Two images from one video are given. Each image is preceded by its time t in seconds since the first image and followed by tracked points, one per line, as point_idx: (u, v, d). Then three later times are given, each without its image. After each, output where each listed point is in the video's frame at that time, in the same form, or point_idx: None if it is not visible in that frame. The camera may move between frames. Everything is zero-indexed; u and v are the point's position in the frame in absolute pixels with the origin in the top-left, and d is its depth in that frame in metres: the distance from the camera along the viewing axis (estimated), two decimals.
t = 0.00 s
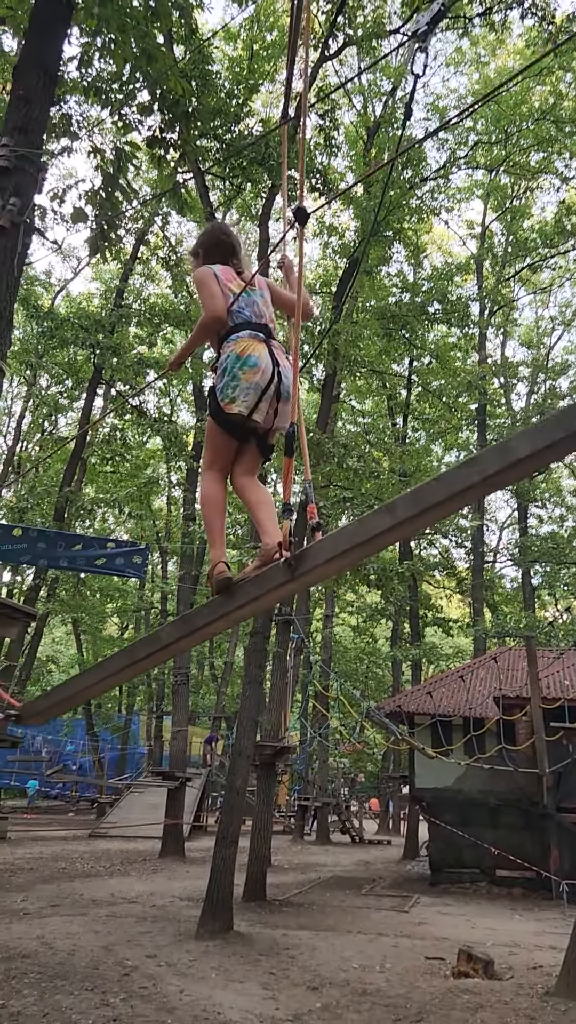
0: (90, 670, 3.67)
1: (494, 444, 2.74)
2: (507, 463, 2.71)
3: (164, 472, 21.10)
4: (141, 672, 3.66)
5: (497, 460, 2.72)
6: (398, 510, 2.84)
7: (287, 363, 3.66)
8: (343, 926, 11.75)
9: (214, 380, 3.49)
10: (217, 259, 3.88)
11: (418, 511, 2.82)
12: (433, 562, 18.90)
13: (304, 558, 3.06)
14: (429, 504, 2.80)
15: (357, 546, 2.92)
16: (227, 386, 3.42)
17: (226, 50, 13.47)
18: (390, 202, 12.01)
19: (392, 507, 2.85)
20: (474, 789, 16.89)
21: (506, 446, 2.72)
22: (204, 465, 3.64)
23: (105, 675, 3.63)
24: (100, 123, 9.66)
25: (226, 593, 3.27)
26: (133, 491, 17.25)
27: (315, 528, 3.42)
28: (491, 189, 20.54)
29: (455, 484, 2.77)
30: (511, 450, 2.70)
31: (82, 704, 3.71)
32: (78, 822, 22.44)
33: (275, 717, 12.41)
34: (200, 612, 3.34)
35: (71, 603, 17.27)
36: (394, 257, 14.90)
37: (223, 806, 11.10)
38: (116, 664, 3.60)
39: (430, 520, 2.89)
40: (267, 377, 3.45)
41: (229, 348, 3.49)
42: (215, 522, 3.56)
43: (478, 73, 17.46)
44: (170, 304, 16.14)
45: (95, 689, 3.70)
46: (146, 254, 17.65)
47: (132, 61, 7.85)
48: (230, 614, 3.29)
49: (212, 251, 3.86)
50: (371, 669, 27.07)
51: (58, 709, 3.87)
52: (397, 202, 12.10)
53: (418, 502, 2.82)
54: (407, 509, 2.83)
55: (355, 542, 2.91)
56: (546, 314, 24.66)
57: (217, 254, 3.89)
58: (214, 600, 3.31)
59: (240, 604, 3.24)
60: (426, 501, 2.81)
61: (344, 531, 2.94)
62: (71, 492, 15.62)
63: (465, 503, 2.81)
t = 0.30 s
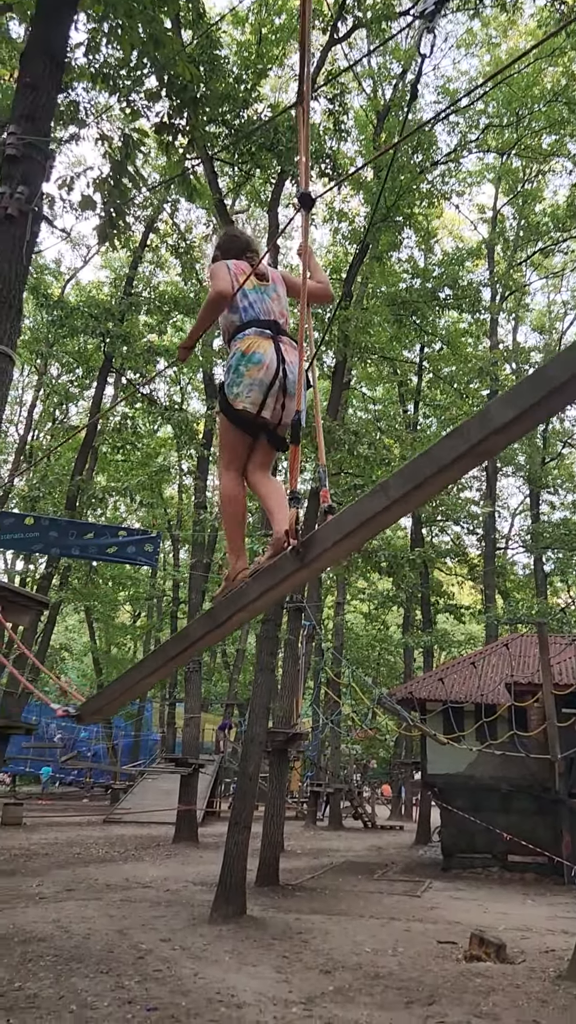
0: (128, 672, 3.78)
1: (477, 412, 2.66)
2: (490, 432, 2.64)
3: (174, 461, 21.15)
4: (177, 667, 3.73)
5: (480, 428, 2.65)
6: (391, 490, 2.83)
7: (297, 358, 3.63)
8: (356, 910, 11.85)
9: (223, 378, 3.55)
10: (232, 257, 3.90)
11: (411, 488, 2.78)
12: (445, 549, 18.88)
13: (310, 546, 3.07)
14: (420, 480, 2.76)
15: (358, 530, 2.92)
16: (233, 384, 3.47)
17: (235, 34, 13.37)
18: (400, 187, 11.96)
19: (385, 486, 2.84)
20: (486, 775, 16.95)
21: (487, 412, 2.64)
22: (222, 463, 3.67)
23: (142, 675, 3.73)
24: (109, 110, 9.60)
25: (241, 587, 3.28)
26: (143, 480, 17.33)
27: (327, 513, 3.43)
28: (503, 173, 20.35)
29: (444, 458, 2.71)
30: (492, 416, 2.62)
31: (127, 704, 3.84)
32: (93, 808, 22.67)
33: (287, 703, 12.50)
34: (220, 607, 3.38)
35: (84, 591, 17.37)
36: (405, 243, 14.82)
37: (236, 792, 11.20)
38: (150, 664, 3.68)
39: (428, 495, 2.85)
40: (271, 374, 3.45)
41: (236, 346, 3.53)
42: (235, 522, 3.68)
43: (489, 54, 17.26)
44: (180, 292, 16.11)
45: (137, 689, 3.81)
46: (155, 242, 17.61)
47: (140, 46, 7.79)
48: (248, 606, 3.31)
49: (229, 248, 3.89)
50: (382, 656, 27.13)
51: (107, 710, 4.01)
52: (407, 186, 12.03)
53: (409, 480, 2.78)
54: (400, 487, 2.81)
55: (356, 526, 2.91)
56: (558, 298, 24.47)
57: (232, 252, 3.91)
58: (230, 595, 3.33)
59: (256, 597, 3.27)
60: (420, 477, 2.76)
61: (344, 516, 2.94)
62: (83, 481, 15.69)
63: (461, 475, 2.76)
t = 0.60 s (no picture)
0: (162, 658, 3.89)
1: (479, 402, 2.65)
2: (492, 422, 2.62)
3: (185, 451, 21.18)
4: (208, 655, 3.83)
5: (484, 419, 2.63)
6: (400, 483, 2.83)
7: (305, 350, 3.63)
8: (368, 897, 11.92)
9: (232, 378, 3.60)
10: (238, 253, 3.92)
11: (417, 480, 2.79)
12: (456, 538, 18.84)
13: (325, 538, 3.11)
14: (426, 472, 2.77)
15: (367, 522, 2.93)
16: (240, 383, 3.52)
17: (244, 21, 13.30)
18: (412, 175, 11.90)
19: (393, 480, 2.85)
20: (497, 764, 16.98)
21: (489, 403, 2.62)
22: (241, 458, 3.65)
23: (175, 662, 3.83)
24: (118, 98, 9.56)
25: (263, 580, 3.34)
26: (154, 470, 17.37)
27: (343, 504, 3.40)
28: (515, 159, 20.18)
29: (448, 450, 2.71)
30: (494, 406, 2.61)
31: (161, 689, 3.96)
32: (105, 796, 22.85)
33: (298, 693, 12.54)
34: (245, 597, 3.45)
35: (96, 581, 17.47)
36: (416, 230, 14.72)
37: (248, 780, 11.27)
38: (182, 652, 3.79)
39: (435, 486, 2.84)
40: (276, 368, 3.46)
41: (241, 345, 3.57)
42: (259, 517, 3.65)
43: (501, 39, 17.08)
44: (190, 282, 16.08)
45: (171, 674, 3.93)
46: (165, 232, 17.60)
47: (148, 34, 7.76)
48: (272, 596, 3.38)
49: (234, 245, 3.93)
50: (394, 645, 27.17)
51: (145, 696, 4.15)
52: (418, 174, 11.95)
53: (415, 472, 2.79)
54: (406, 480, 2.81)
55: (364, 519, 2.92)
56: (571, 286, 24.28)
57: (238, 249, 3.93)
58: (256, 585, 3.40)
59: (277, 588, 3.32)
60: (427, 469, 2.77)
61: (353, 509, 2.96)
62: (94, 471, 15.73)
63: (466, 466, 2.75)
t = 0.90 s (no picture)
0: (168, 650, 3.81)
1: (517, 394, 2.65)
2: (530, 414, 2.62)
3: (196, 444, 21.21)
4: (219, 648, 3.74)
5: (521, 410, 2.63)
6: (431, 473, 2.81)
7: (317, 346, 3.61)
8: (379, 889, 11.94)
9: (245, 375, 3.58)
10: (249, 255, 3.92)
11: (449, 471, 2.78)
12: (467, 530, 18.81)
13: (349, 528, 3.05)
14: (459, 463, 2.76)
15: (394, 513, 2.90)
16: (253, 381, 3.50)
17: (254, 12, 13.26)
18: (423, 165, 11.87)
19: (424, 470, 2.83)
20: (509, 756, 16.96)
21: (527, 394, 2.61)
22: (256, 453, 3.62)
23: (183, 654, 3.76)
24: (128, 90, 9.55)
25: (281, 570, 3.27)
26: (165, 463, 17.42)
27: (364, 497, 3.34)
28: (527, 149, 20.06)
29: (484, 439, 2.70)
30: (533, 398, 2.60)
31: (168, 680, 3.89)
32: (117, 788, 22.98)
33: (309, 684, 12.57)
34: (258, 589, 3.37)
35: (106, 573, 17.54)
36: (427, 221, 14.67)
37: (260, 771, 11.30)
38: (191, 643, 3.72)
39: (465, 478, 2.84)
40: (288, 363, 3.44)
41: (253, 342, 3.56)
42: (272, 515, 3.59)
43: (513, 27, 16.96)
44: (200, 274, 16.08)
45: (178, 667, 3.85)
46: (176, 224, 17.60)
47: (158, 24, 7.74)
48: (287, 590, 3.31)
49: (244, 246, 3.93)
50: (405, 638, 27.16)
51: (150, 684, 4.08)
52: (429, 164, 11.92)
53: (448, 463, 2.77)
54: (438, 470, 2.80)
55: (392, 509, 2.89)
56: None
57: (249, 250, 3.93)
58: (270, 577, 3.33)
59: (295, 579, 3.24)
60: (460, 458, 2.75)
61: (381, 498, 2.92)
62: (106, 463, 15.80)
63: (499, 458, 2.75)
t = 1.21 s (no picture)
0: (155, 640, 3.62)
1: (550, 395, 2.65)
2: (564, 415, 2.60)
3: (206, 438, 21.25)
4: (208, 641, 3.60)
5: (555, 410, 2.62)
6: (456, 468, 2.79)
7: (321, 342, 3.60)
8: (389, 882, 11.97)
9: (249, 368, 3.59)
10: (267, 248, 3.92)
11: (475, 467, 2.75)
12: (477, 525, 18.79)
13: (364, 520, 3.01)
14: (487, 458, 2.73)
15: (414, 507, 2.87)
16: (255, 374, 3.51)
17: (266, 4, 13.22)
18: (435, 157, 11.85)
19: (448, 464, 2.81)
20: (518, 751, 16.95)
21: (561, 396, 2.62)
22: (259, 445, 3.62)
23: (170, 645, 3.59)
24: (139, 83, 9.54)
25: (287, 560, 3.19)
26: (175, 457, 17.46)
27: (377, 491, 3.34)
28: (539, 142, 19.95)
29: (514, 437, 2.69)
30: (568, 399, 2.60)
31: (150, 673, 3.68)
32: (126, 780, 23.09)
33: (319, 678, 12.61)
34: (263, 578, 3.27)
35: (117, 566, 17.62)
36: (438, 214, 14.63)
37: (270, 764, 11.35)
38: (179, 634, 3.55)
39: (490, 476, 2.81)
40: (288, 358, 3.45)
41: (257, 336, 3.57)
42: (274, 503, 3.52)
43: (526, 18, 16.86)
44: (210, 267, 16.08)
45: (163, 658, 3.65)
46: (186, 218, 17.60)
47: (171, 16, 7.72)
48: (293, 581, 3.23)
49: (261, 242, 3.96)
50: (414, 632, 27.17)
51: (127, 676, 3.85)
52: (441, 157, 11.90)
53: (474, 458, 2.75)
54: (463, 466, 2.78)
55: (413, 503, 2.85)
56: None
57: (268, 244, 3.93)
58: (277, 566, 3.23)
59: (301, 571, 3.18)
60: (487, 455, 2.73)
61: (402, 491, 2.89)
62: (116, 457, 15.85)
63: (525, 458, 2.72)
